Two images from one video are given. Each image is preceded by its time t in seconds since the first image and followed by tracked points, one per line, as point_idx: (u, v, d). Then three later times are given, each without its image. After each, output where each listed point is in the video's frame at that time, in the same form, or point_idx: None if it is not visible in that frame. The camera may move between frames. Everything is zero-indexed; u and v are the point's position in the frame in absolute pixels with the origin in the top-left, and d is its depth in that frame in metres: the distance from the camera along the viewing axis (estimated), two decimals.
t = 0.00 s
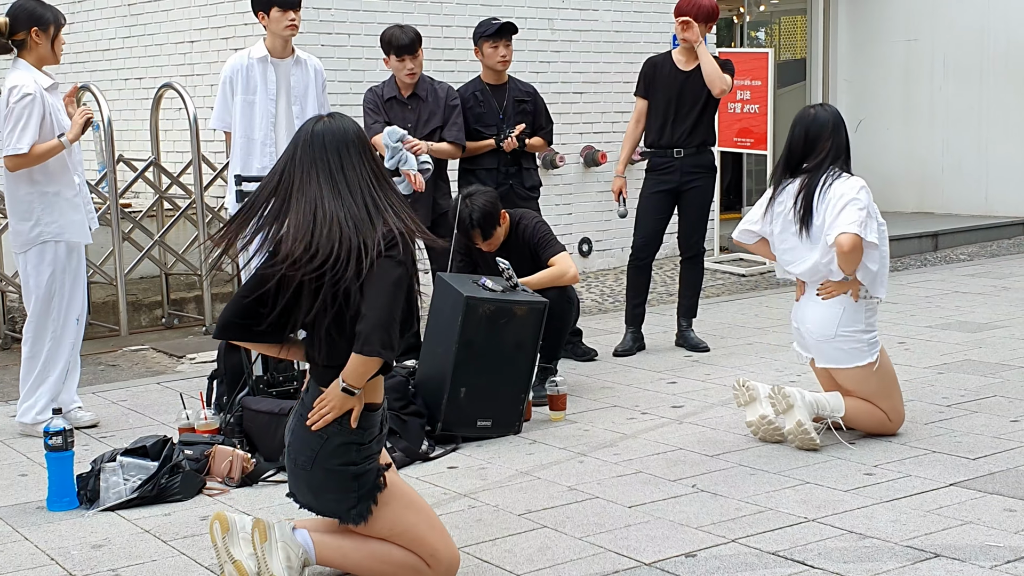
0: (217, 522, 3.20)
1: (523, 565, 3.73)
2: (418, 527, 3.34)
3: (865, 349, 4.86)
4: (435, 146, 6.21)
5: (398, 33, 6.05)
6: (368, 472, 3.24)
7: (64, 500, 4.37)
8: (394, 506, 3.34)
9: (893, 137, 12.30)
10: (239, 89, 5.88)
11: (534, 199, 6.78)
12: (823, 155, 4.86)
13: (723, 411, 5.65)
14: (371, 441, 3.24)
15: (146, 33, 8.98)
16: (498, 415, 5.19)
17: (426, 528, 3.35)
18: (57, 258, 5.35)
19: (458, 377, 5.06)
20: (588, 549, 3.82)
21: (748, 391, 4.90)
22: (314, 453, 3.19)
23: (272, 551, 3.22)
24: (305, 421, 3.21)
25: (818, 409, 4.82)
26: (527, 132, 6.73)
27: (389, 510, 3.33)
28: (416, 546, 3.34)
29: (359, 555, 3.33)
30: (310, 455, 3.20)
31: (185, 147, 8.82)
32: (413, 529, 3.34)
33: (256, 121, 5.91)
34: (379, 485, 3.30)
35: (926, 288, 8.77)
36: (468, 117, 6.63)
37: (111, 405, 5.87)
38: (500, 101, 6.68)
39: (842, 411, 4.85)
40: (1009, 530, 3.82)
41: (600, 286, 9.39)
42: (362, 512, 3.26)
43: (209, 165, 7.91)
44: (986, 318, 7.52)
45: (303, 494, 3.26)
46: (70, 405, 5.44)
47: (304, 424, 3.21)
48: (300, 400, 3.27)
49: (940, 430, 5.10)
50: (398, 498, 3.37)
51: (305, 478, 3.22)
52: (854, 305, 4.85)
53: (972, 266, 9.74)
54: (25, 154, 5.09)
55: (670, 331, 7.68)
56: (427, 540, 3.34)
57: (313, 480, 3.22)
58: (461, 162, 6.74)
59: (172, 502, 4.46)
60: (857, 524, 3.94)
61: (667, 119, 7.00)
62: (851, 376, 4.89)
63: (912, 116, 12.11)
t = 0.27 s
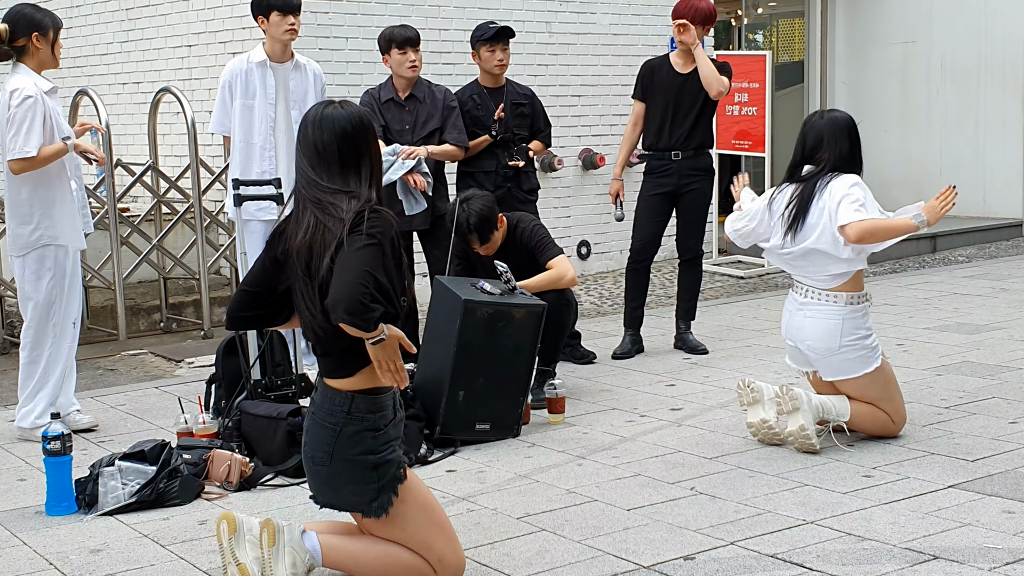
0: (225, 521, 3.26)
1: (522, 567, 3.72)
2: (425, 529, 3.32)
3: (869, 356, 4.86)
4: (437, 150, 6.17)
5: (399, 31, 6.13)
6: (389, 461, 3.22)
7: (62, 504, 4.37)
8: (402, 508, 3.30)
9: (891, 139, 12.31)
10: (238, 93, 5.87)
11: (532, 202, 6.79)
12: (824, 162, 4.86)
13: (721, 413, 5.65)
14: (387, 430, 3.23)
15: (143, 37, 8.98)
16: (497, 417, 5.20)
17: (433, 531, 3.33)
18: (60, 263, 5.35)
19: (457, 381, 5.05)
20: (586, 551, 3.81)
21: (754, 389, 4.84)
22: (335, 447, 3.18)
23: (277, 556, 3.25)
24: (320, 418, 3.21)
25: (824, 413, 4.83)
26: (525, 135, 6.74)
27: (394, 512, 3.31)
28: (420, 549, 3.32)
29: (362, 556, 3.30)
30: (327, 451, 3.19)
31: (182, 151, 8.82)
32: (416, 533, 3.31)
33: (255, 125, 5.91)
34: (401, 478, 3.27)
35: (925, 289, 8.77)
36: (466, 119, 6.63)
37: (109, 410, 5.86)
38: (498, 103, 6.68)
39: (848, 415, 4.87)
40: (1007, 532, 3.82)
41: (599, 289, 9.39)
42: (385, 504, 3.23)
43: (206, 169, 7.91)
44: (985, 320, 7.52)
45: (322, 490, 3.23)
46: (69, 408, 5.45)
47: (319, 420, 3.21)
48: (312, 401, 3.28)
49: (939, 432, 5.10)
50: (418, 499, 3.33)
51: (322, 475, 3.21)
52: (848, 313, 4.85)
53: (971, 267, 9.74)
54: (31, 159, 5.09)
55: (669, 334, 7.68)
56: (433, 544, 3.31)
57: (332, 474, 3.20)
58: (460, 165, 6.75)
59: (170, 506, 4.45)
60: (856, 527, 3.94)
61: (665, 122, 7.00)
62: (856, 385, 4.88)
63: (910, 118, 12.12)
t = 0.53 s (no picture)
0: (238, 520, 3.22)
1: (522, 568, 3.72)
2: (422, 540, 3.29)
3: (867, 367, 4.84)
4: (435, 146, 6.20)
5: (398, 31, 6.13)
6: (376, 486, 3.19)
7: (63, 506, 4.37)
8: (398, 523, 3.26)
9: (891, 138, 12.31)
10: (238, 95, 5.87)
11: (531, 203, 6.79)
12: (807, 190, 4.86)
13: (722, 413, 5.65)
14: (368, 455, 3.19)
15: (143, 39, 8.98)
16: (496, 418, 5.20)
17: (428, 540, 3.31)
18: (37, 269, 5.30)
19: (457, 382, 5.05)
20: (586, 552, 3.81)
21: (763, 392, 4.87)
22: (326, 470, 3.10)
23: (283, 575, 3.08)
24: (304, 446, 3.13)
25: (831, 418, 4.80)
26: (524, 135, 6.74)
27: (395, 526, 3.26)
28: (418, 558, 3.28)
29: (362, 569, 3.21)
30: (318, 475, 3.10)
31: (183, 152, 8.83)
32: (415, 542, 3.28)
33: (255, 126, 5.90)
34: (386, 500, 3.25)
35: (925, 289, 8.77)
36: (466, 120, 6.63)
37: (109, 412, 5.86)
38: (497, 104, 6.68)
39: (854, 422, 4.85)
40: (1008, 531, 3.82)
41: (599, 289, 9.39)
42: (378, 526, 3.20)
43: (207, 170, 7.92)
44: (985, 319, 7.52)
45: (312, 524, 3.13)
46: (69, 411, 5.48)
47: (304, 449, 3.12)
48: (285, 431, 3.19)
49: (940, 431, 5.10)
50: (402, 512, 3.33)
51: (311, 502, 3.11)
52: (847, 322, 4.85)
53: (972, 267, 9.73)
54: (24, 164, 5.11)
55: (669, 334, 7.68)
56: (430, 553, 3.29)
57: (323, 501, 3.11)
58: (459, 165, 6.75)
59: (170, 508, 4.46)
60: (856, 526, 3.94)
61: (664, 123, 7.00)
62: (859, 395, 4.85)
63: (910, 117, 12.12)
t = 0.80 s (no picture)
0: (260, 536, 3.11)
1: (522, 567, 3.72)
2: (434, 544, 3.25)
3: (885, 348, 4.88)
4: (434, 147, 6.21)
5: (396, 31, 6.10)
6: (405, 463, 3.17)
7: (62, 505, 4.37)
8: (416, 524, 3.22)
9: (890, 138, 12.31)
10: (236, 92, 5.87)
11: (530, 202, 6.79)
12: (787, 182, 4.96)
13: (721, 413, 5.65)
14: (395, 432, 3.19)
15: (142, 39, 8.98)
16: (496, 418, 5.20)
17: (440, 544, 3.27)
18: (9, 261, 5.28)
19: (457, 381, 5.05)
20: (586, 551, 3.81)
21: (773, 391, 4.84)
22: (360, 452, 3.09)
23: None
24: (325, 433, 3.08)
25: (834, 416, 4.80)
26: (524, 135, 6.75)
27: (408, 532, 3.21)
28: (428, 563, 3.25)
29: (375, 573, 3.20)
30: (351, 457, 3.08)
31: (182, 152, 8.83)
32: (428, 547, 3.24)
33: (253, 123, 5.89)
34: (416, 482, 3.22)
35: (925, 288, 8.77)
36: (465, 119, 6.63)
37: (109, 411, 5.86)
38: (496, 103, 6.68)
39: (856, 418, 4.85)
40: (1007, 530, 3.82)
41: (599, 289, 9.39)
42: (414, 502, 3.17)
43: (206, 170, 7.92)
44: (985, 318, 7.52)
45: (351, 510, 3.09)
46: (70, 413, 5.52)
47: (325, 435, 3.08)
48: (297, 430, 3.13)
49: (939, 430, 5.10)
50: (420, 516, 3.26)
51: (346, 483, 3.08)
52: (863, 305, 4.87)
53: (972, 266, 9.74)
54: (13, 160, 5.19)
55: (668, 334, 7.68)
56: (441, 559, 3.27)
57: (360, 483, 3.08)
58: (458, 164, 6.74)
59: (170, 507, 4.46)
60: (855, 525, 3.94)
61: (663, 122, 7.00)
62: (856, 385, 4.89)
63: (909, 117, 12.12)
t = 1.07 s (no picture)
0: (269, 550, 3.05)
1: (522, 567, 3.72)
2: (436, 538, 3.17)
3: (876, 353, 4.87)
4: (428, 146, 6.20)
5: (394, 31, 6.11)
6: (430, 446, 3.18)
7: (62, 505, 4.37)
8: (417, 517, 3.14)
9: (890, 138, 12.31)
10: (236, 93, 5.87)
11: (530, 202, 6.79)
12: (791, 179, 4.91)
13: (720, 413, 5.65)
14: (416, 414, 3.20)
15: (142, 39, 8.98)
16: (496, 418, 5.19)
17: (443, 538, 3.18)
18: None
19: (457, 381, 5.05)
20: (586, 552, 3.81)
21: (766, 390, 4.88)
22: (385, 432, 3.10)
23: None
24: (347, 414, 3.10)
25: (830, 414, 4.82)
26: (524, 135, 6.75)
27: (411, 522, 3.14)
28: (429, 559, 3.17)
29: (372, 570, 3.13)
30: (377, 438, 3.09)
31: (182, 152, 8.83)
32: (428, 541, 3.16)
33: (253, 124, 5.90)
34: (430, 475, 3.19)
35: (925, 288, 8.77)
36: (464, 120, 6.63)
37: (109, 411, 5.86)
38: (496, 104, 6.67)
39: (853, 416, 4.87)
40: (1007, 530, 3.82)
41: (598, 289, 9.39)
42: (439, 484, 3.17)
43: (206, 170, 7.92)
44: (984, 318, 7.52)
45: (382, 492, 3.09)
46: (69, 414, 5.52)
47: (347, 417, 3.10)
48: (314, 420, 3.14)
49: (939, 430, 5.10)
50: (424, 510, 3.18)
51: (370, 464, 3.09)
52: (852, 313, 4.87)
53: (972, 266, 9.73)
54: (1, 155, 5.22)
55: (668, 334, 7.68)
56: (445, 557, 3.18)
57: (386, 465, 3.09)
58: (458, 165, 6.74)
59: (170, 507, 4.46)
60: (855, 525, 3.94)
61: (663, 122, 7.00)
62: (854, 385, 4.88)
63: (909, 117, 12.12)
